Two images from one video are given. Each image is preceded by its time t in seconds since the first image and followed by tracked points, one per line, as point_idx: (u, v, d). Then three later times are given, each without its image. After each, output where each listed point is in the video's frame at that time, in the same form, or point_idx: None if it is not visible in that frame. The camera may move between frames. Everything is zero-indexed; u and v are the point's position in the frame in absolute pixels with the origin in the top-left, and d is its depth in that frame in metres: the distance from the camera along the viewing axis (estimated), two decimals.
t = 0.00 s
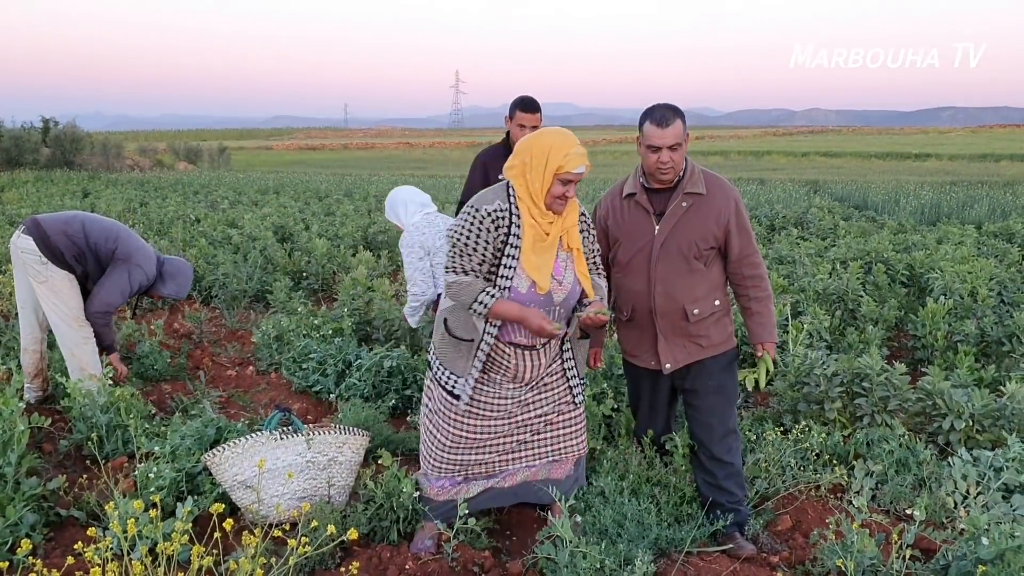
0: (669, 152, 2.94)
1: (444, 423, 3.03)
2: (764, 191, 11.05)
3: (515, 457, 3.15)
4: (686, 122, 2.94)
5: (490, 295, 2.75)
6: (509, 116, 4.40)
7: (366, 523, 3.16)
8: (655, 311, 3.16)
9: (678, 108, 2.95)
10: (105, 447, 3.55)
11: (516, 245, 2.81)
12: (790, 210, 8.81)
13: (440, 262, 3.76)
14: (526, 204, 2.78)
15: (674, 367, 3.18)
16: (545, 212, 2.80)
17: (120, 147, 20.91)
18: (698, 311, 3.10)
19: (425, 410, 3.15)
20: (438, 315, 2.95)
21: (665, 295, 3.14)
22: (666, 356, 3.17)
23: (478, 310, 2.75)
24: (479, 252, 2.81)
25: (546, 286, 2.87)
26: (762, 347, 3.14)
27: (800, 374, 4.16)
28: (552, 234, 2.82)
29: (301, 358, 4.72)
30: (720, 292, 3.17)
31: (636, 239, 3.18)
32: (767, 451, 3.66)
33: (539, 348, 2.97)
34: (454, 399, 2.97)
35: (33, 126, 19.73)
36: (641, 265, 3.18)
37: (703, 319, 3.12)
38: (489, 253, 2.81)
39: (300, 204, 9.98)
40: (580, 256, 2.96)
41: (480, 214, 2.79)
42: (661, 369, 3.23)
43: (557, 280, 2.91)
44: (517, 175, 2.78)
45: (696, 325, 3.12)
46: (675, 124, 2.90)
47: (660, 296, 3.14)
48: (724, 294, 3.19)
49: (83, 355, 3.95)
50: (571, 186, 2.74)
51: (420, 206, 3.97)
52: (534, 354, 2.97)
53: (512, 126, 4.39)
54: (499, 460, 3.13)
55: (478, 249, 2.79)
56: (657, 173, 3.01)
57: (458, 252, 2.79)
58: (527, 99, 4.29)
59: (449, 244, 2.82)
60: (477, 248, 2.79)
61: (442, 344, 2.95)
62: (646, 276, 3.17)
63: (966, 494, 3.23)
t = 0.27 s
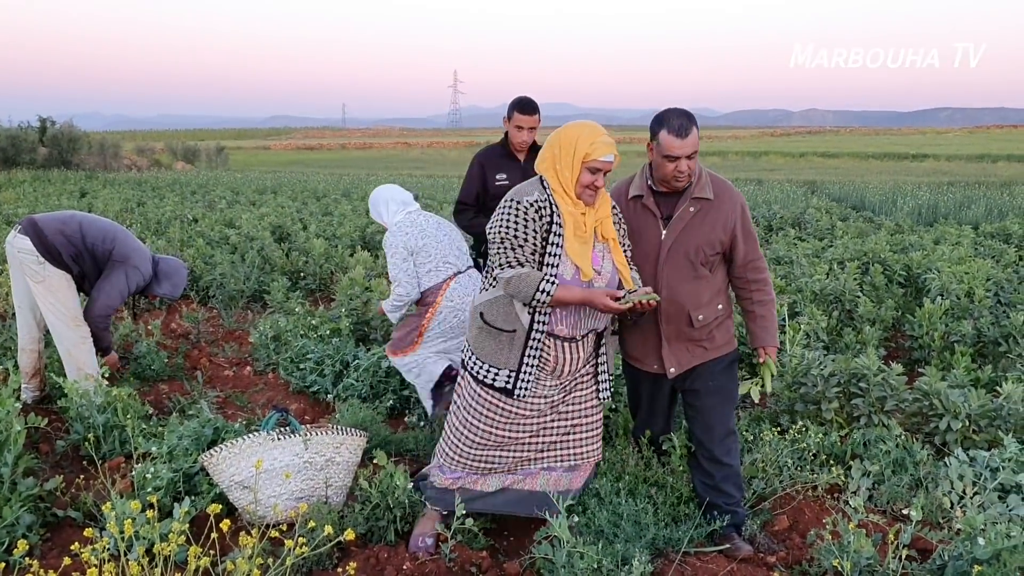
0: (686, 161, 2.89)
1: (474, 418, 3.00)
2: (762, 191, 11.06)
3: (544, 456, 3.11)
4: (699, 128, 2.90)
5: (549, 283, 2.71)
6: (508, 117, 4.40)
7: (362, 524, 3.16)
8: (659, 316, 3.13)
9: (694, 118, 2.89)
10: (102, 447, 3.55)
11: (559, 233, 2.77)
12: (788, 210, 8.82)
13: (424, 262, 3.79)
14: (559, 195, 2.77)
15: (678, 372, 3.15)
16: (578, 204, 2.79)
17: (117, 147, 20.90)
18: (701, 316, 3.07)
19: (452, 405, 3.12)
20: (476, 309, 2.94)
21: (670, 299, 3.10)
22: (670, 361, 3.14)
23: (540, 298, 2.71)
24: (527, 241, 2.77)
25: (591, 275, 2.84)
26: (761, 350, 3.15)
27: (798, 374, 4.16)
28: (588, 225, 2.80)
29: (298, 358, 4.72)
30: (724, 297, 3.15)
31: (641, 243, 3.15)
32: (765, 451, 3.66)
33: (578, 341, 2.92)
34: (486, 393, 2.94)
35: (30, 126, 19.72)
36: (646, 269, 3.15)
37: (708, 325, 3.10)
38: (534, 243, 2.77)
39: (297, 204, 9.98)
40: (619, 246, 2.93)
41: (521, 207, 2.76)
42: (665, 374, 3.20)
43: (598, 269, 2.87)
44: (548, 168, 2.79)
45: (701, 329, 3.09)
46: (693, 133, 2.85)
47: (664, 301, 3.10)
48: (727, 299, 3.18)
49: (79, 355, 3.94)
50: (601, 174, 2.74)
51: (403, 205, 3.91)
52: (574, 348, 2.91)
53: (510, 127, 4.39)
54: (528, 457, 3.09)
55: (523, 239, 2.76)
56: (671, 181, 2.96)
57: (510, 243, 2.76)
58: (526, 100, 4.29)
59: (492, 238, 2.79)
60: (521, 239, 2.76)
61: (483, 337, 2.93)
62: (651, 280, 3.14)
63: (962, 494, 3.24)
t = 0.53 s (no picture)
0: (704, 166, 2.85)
1: (497, 415, 2.97)
2: (759, 191, 11.07)
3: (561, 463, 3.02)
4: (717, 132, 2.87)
5: (561, 277, 2.67)
6: (509, 117, 4.40)
7: (359, 524, 3.15)
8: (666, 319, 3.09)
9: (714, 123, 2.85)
10: (99, 447, 3.55)
11: (564, 225, 2.75)
12: (784, 210, 8.83)
13: (410, 260, 3.73)
14: (563, 189, 2.74)
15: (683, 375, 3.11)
16: (580, 198, 2.76)
17: (114, 147, 20.88)
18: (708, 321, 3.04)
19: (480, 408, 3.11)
20: (482, 306, 2.92)
21: (678, 303, 3.05)
22: (676, 364, 3.09)
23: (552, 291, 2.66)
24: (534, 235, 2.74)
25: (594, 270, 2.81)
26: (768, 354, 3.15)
27: (796, 375, 4.16)
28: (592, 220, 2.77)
29: (295, 358, 4.71)
30: (729, 302, 3.13)
31: (651, 245, 3.09)
32: (763, 451, 3.66)
33: (584, 336, 2.87)
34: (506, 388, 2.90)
35: (26, 126, 19.70)
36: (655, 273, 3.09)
37: (715, 330, 3.07)
38: (542, 236, 2.75)
39: (293, 204, 9.97)
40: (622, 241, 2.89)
41: (527, 200, 2.74)
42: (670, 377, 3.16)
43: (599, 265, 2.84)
44: (553, 162, 2.76)
45: (708, 333, 3.06)
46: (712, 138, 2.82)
47: (672, 305, 3.06)
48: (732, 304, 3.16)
49: (77, 356, 3.93)
50: (605, 167, 2.71)
51: (389, 202, 3.80)
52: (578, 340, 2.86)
53: (511, 127, 4.38)
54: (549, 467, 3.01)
55: (530, 233, 2.73)
56: (688, 185, 2.92)
57: (518, 238, 2.73)
58: (527, 100, 4.29)
59: (498, 233, 2.77)
60: (528, 232, 2.73)
61: (493, 332, 2.89)
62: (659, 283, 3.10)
63: (959, 493, 3.24)
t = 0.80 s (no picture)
0: (711, 167, 2.85)
1: (492, 425, 2.90)
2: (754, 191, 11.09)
3: (565, 470, 2.94)
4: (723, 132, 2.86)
5: (548, 275, 2.59)
6: (506, 116, 4.41)
7: (354, 524, 3.15)
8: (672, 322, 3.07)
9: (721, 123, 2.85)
10: (94, 447, 3.54)
11: (546, 221, 2.72)
12: (779, 210, 8.85)
13: (390, 254, 3.78)
14: (539, 185, 2.73)
15: (689, 377, 3.09)
16: (557, 193, 2.74)
17: (109, 146, 20.85)
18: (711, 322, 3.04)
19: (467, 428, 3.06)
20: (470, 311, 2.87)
21: (685, 305, 3.03)
22: (681, 366, 3.08)
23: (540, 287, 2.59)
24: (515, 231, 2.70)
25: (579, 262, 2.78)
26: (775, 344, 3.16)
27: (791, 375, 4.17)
28: (570, 214, 2.76)
29: (291, 358, 4.71)
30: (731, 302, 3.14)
31: (656, 247, 3.06)
32: (758, 451, 3.67)
33: (577, 330, 2.83)
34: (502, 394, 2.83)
35: (21, 125, 19.66)
36: (660, 275, 3.06)
37: (719, 331, 3.07)
38: (524, 233, 2.71)
39: (289, 204, 9.97)
40: (604, 233, 2.89)
41: (505, 199, 2.73)
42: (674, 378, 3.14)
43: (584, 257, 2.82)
44: (526, 160, 2.76)
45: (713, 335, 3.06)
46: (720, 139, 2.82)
47: (680, 307, 3.03)
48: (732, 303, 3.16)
49: (72, 354, 3.93)
50: (578, 161, 2.70)
51: (376, 198, 3.87)
52: (575, 337, 2.83)
53: (508, 127, 4.39)
54: (556, 472, 2.91)
55: (512, 231, 2.69)
56: (695, 187, 2.90)
57: (496, 238, 2.69)
58: (524, 100, 4.30)
59: (479, 235, 2.73)
60: (509, 231, 2.68)
61: (483, 342, 2.83)
62: (666, 285, 3.06)
63: (953, 492, 3.25)
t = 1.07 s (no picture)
0: (701, 161, 2.86)
1: (482, 425, 2.90)
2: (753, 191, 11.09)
3: (556, 466, 2.96)
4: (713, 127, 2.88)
5: (535, 274, 2.61)
6: (502, 116, 4.42)
7: (354, 524, 3.15)
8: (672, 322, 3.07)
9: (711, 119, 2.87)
10: (94, 447, 3.54)
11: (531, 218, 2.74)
12: (778, 210, 8.86)
13: (376, 256, 3.84)
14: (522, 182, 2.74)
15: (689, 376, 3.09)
16: (539, 190, 2.75)
17: (108, 146, 20.83)
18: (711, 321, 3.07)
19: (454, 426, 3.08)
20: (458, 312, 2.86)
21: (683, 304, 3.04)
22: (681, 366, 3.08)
23: (525, 287, 2.60)
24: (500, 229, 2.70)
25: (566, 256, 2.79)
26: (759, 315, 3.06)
27: (789, 375, 4.18)
28: (555, 210, 2.76)
29: (290, 357, 4.71)
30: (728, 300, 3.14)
31: (653, 247, 3.06)
32: (757, 450, 3.68)
33: (569, 327, 2.84)
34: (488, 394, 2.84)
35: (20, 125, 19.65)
36: (658, 276, 3.07)
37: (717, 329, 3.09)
38: (509, 231, 2.71)
39: (287, 204, 9.97)
40: (591, 227, 2.90)
41: (490, 197, 2.73)
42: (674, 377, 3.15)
43: (572, 251, 2.83)
44: (507, 158, 2.76)
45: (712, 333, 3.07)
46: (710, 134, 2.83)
47: (680, 305, 3.04)
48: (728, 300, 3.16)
49: (71, 353, 3.93)
50: (559, 157, 2.71)
51: (378, 208, 3.99)
52: (569, 334, 2.84)
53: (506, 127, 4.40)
54: (543, 469, 2.92)
55: (497, 229, 2.69)
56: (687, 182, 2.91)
57: (481, 236, 2.68)
58: (522, 100, 4.31)
59: (465, 235, 2.73)
60: (494, 229, 2.68)
61: (474, 342, 2.82)
62: (664, 283, 3.06)
63: (952, 492, 3.26)
